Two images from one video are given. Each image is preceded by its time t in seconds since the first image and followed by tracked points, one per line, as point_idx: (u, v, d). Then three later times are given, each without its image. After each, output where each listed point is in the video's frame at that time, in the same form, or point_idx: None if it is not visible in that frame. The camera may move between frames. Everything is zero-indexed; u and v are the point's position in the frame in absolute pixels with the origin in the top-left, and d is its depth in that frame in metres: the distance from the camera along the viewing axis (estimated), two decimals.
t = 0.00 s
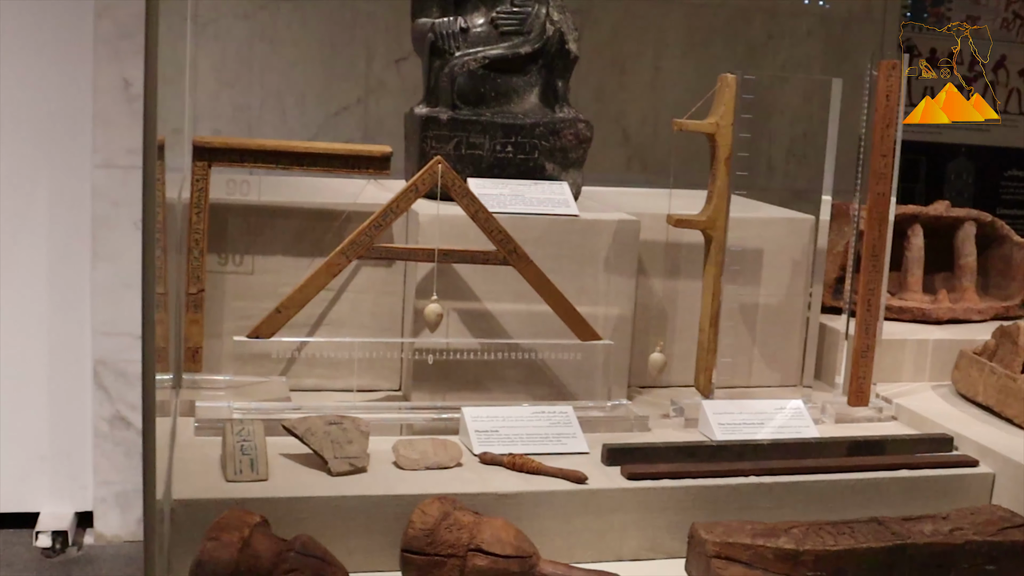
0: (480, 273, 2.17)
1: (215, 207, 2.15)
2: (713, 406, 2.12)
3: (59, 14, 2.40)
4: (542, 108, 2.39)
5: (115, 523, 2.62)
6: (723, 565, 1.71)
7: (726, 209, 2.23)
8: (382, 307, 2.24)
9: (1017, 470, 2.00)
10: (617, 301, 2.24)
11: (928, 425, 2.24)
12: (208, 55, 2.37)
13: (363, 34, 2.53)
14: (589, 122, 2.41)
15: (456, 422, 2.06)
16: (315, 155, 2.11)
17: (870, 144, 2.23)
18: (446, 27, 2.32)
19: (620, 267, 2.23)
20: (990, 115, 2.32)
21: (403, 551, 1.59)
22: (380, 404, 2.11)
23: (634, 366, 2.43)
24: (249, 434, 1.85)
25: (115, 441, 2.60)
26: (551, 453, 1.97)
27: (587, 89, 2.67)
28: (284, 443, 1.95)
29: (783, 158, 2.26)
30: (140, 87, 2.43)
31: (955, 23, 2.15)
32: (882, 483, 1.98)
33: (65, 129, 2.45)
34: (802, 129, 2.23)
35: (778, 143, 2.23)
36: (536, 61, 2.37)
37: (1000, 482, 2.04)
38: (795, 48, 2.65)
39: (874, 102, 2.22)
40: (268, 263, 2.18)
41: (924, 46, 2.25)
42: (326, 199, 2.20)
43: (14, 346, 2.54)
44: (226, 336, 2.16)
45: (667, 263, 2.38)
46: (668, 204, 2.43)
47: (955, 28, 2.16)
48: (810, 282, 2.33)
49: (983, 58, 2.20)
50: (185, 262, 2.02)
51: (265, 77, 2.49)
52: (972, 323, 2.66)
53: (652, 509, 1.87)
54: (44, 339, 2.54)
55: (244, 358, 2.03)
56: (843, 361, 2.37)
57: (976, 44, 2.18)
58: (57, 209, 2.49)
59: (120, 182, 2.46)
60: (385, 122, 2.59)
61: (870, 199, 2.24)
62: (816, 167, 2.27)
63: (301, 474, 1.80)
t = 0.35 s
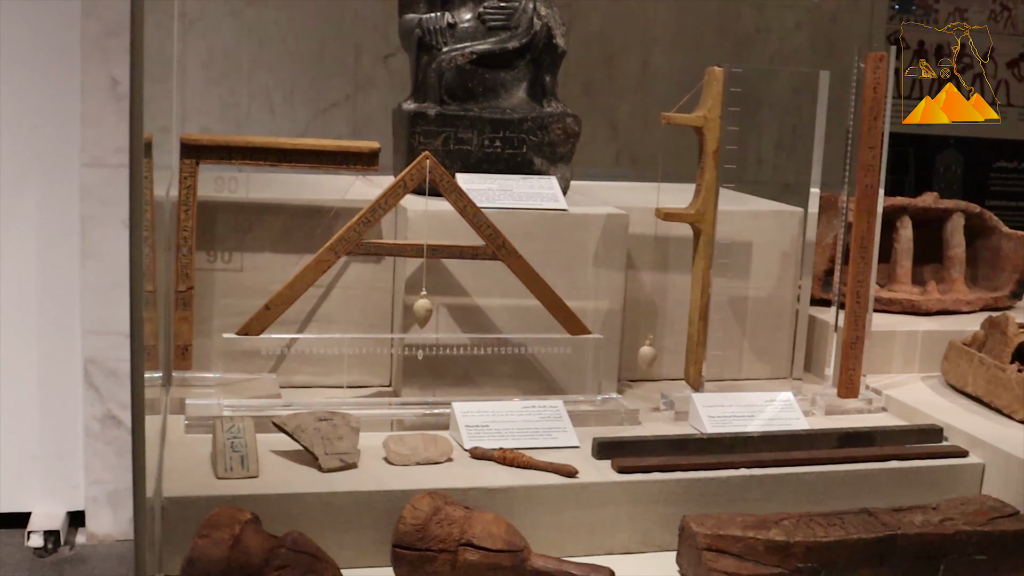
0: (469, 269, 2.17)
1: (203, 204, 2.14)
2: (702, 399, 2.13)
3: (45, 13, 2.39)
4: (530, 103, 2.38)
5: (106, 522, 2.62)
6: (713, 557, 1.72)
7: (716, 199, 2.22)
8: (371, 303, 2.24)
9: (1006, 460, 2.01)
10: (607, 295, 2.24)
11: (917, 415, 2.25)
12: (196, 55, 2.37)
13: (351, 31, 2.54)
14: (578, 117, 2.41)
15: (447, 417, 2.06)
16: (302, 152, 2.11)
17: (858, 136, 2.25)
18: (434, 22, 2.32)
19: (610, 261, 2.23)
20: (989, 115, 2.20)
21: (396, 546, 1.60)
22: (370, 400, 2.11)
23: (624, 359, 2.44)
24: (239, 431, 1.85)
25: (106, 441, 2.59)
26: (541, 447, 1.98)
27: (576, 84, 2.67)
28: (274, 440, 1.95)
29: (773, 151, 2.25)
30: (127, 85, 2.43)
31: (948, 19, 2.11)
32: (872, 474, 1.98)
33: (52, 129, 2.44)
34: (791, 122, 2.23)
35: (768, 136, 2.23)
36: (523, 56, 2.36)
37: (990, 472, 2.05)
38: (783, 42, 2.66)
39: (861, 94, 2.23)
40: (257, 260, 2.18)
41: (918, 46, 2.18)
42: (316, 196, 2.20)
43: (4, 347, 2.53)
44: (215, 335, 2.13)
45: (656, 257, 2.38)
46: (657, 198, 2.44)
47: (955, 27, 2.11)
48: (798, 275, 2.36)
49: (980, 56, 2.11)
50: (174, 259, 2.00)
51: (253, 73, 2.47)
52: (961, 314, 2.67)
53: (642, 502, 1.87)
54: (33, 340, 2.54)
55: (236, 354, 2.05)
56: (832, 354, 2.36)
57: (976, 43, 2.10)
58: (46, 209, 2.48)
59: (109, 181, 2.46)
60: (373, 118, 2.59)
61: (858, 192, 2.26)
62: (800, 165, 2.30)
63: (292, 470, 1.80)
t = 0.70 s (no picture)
0: (461, 256, 2.17)
1: (194, 195, 2.14)
2: (696, 383, 2.13)
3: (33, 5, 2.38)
4: (519, 90, 2.38)
5: (102, 513, 2.62)
6: (707, 541, 1.71)
7: (705, 186, 2.24)
8: (363, 292, 2.24)
9: (998, 441, 2.02)
10: (598, 281, 2.24)
11: (910, 398, 2.26)
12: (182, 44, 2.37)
13: (341, 20, 2.54)
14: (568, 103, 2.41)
15: (440, 404, 2.07)
16: (292, 141, 2.09)
17: (848, 119, 2.26)
18: (422, 10, 2.33)
19: (602, 247, 2.23)
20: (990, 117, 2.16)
21: (390, 532, 1.61)
22: (363, 388, 2.12)
23: (616, 345, 2.44)
24: (233, 419, 1.85)
25: (100, 431, 2.59)
26: (534, 433, 1.98)
27: (566, 72, 2.68)
28: (267, 428, 1.95)
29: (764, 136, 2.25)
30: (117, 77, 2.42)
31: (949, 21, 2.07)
32: (864, 457, 2.00)
33: (41, 121, 2.43)
34: (781, 108, 2.23)
35: (758, 121, 2.23)
36: (512, 44, 2.37)
37: (982, 454, 2.06)
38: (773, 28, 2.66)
39: (850, 78, 2.22)
40: (249, 249, 2.18)
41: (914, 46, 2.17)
42: (307, 185, 2.20)
43: None
44: (206, 324, 2.14)
45: (648, 243, 2.39)
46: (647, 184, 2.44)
47: (955, 28, 2.07)
48: (791, 259, 2.35)
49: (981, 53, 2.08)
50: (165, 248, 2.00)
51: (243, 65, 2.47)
52: (953, 298, 2.67)
53: (635, 486, 1.88)
54: (26, 332, 2.54)
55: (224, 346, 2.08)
56: (825, 338, 2.38)
57: (977, 44, 2.07)
58: (36, 201, 2.47)
59: (100, 173, 2.45)
60: (364, 107, 2.59)
61: (849, 175, 2.27)
62: (794, 149, 2.27)
63: (285, 458, 1.81)
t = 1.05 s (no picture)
0: (458, 239, 2.17)
1: (188, 177, 2.11)
2: (693, 364, 2.13)
3: None
4: (515, 72, 2.38)
5: (101, 498, 2.62)
6: (705, 521, 1.72)
7: (701, 166, 2.23)
8: (360, 274, 2.23)
9: (996, 421, 2.02)
10: (596, 263, 2.24)
11: (907, 379, 2.27)
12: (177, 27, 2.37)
13: (335, 2, 2.50)
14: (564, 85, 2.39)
15: (437, 387, 2.07)
16: (288, 124, 2.08)
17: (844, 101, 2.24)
18: None
19: (599, 229, 2.23)
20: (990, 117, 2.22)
21: (387, 515, 1.61)
22: (361, 370, 2.12)
23: (613, 327, 2.44)
24: (230, 403, 1.85)
25: (98, 416, 2.59)
26: (532, 415, 1.98)
27: (562, 53, 2.65)
28: (264, 412, 1.95)
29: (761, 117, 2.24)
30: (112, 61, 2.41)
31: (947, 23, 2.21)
32: (862, 437, 1.99)
33: (36, 106, 2.42)
34: (778, 89, 2.22)
35: (756, 102, 2.22)
36: (508, 26, 2.37)
37: (979, 433, 2.06)
38: (770, 8, 2.65)
39: (846, 57, 2.22)
40: (245, 233, 2.17)
41: (915, 43, 2.22)
42: (303, 168, 2.19)
43: None
44: (205, 306, 2.14)
45: (645, 225, 2.38)
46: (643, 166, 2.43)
47: (954, 27, 2.20)
48: (787, 242, 2.36)
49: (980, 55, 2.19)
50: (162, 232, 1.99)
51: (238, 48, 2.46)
52: (950, 278, 2.67)
53: (633, 468, 1.88)
54: (24, 318, 2.53)
55: (223, 328, 2.04)
56: (822, 319, 2.37)
57: (976, 44, 2.20)
58: (32, 187, 2.46)
59: (96, 158, 2.44)
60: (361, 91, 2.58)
61: (846, 156, 2.25)
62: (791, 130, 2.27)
63: (283, 442, 1.81)
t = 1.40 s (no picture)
0: (456, 220, 2.16)
1: (186, 160, 2.11)
2: (691, 344, 2.13)
3: None
4: (513, 53, 2.35)
5: (100, 482, 2.61)
6: (703, 501, 1.72)
7: (699, 147, 2.23)
8: (358, 256, 2.23)
9: (993, 401, 2.02)
10: (593, 244, 2.25)
11: (905, 359, 2.26)
12: (176, 9, 2.29)
13: None
14: (561, 66, 2.38)
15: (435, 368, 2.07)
16: (285, 106, 2.07)
17: (842, 82, 2.24)
18: None
19: (596, 210, 2.24)
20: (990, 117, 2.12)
21: (386, 496, 1.62)
22: (360, 352, 2.12)
23: (611, 308, 2.43)
24: (228, 384, 1.84)
25: (97, 400, 2.59)
26: (530, 396, 1.98)
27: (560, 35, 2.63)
28: (263, 393, 1.95)
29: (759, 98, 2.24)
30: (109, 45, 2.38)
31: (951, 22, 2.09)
32: (860, 417, 2.00)
33: (31, 90, 2.42)
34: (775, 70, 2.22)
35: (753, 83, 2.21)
36: (506, 6, 2.35)
37: (977, 413, 2.06)
38: None
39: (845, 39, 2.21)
40: (242, 215, 2.16)
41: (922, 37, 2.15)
42: (300, 149, 2.18)
43: None
44: (200, 290, 2.14)
45: (643, 205, 2.37)
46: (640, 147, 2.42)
47: (955, 27, 2.09)
48: (786, 223, 2.36)
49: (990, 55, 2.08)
50: (158, 214, 1.98)
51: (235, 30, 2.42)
52: (948, 259, 2.67)
53: (631, 448, 1.88)
54: (22, 303, 2.53)
55: (222, 310, 2.04)
56: (821, 300, 2.38)
57: (977, 45, 2.08)
58: (29, 171, 2.45)
59: (93, 141, 2.44)
60: (358, 73, 2.55)
61: (844, 136, 2.25)
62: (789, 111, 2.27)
63: (281, 423, 1.81)
